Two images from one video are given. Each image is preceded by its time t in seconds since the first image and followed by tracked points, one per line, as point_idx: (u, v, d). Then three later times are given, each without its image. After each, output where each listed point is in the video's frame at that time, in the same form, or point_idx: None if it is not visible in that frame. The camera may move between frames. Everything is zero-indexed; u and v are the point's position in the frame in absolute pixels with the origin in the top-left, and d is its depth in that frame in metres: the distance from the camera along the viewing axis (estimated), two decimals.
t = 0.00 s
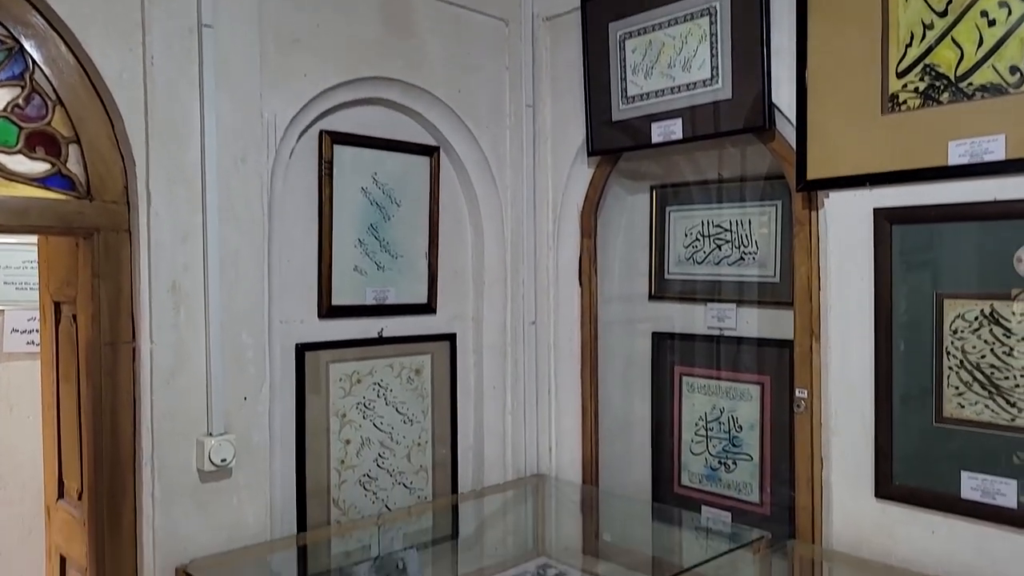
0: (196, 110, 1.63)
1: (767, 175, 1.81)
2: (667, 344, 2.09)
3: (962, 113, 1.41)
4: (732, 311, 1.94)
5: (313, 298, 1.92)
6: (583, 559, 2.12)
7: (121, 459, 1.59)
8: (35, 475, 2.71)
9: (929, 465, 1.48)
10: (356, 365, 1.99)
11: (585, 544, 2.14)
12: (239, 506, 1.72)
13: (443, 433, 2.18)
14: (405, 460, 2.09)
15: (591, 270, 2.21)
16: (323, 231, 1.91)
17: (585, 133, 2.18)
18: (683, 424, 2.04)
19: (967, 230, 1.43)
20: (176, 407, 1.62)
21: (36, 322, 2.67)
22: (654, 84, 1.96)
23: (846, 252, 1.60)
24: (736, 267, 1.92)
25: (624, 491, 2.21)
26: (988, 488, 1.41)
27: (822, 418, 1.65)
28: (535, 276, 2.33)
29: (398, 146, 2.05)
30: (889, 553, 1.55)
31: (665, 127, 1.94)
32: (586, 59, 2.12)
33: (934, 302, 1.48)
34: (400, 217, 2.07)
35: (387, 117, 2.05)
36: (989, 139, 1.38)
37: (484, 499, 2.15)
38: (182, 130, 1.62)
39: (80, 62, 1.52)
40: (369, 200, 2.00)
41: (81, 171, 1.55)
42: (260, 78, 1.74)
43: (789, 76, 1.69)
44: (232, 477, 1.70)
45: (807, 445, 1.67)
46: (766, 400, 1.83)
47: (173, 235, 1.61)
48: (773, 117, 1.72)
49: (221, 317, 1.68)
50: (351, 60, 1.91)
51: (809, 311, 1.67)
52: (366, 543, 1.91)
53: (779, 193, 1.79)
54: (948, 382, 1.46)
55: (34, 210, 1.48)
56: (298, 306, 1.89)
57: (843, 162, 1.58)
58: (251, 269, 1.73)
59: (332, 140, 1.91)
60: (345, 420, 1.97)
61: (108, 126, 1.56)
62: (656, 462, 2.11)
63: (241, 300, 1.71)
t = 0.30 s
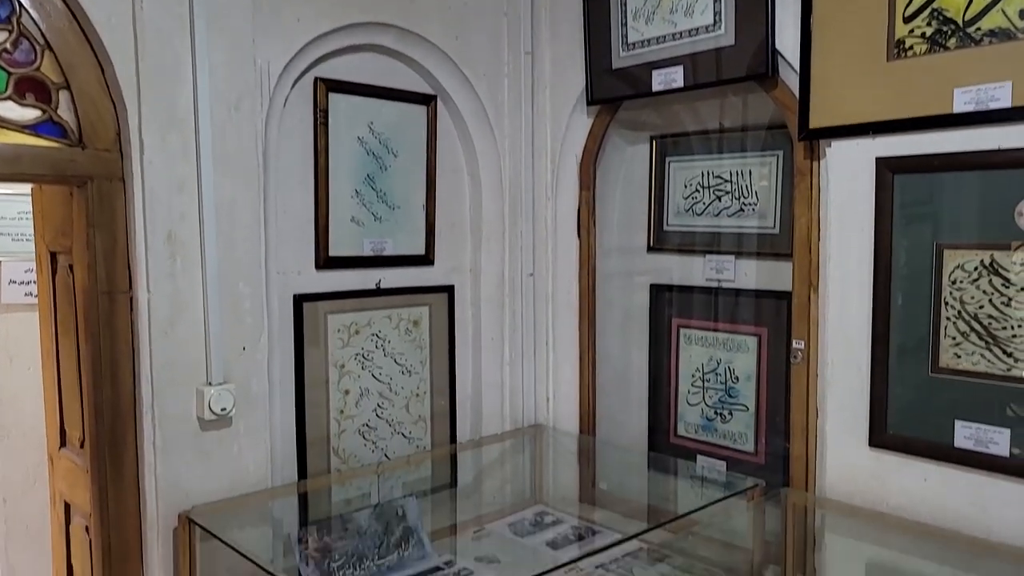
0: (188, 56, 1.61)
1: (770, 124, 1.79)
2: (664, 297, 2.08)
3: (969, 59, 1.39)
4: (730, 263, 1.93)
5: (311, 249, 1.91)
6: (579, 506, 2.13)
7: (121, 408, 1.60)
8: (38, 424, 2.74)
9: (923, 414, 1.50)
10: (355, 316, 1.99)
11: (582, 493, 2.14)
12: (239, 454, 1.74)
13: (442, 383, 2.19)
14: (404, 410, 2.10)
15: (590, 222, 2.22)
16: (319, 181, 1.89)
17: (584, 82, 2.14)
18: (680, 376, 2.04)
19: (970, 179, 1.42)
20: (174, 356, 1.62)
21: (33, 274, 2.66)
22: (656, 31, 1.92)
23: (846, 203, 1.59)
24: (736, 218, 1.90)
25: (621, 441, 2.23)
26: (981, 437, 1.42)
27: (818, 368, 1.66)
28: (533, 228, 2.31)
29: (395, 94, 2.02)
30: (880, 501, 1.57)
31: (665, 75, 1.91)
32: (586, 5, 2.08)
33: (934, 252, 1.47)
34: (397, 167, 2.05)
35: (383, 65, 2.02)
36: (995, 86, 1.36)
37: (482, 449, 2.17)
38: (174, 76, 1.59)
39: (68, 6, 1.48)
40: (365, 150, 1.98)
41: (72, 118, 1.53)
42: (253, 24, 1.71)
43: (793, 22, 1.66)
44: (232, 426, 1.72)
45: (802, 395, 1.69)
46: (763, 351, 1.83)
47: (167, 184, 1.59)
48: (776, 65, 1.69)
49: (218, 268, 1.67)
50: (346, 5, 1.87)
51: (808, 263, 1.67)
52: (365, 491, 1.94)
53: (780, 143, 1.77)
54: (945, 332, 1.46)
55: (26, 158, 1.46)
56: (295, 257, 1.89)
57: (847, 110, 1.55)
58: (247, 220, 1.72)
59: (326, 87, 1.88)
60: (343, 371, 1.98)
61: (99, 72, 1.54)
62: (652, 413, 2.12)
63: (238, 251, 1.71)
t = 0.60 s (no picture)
0: (179, 14, 1.58)
1: (771, 85, 1.76)
2: (663, 261, 2.07)
3: (973, 16, 1.36)
4: (729, 227, 1.91)
5: (307, 212, 1.90)
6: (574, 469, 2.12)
7: (119, 370, 1.61)
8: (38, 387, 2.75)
9: (918, 376, 1.50)
10: (352, 279, 1.99)
11: (579, 455, 2.14)
12: (238, 416, 1.75)
13: (439, 347, 2.20)
14: (401, 373, 2.11)
15: (588, 184, 2.20)
16: (315, 143, 1.87)
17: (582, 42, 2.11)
18: (677, 339, 2.05)
19: (971, 140, 1.41)
20: (170, 317, 1.62)
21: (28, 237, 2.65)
22: None
23: (846, 164, 1.58)
24: (735, 180, 1.88)
25: (617, 403, 2.23)
26: (975, 398, 1.43)
27: (815, 330, 1.66)
28: (530, 191, 2.30)
29: (391, 54, 1.99)
30: (874, 461, 1.58)
31: (665, 34, 1.89)
32: None
33: (933, 214, 1.47)
34: (393, 129, 2.03)
35: (378, 23, 1.99)
36: (999, 44, 1.34)
37: (480, 413, 2.20)
38: (166, 34, 1.57)
39: None
40: (361, 111, 1.95)
41: (64, 77, 1.51)
42: None
43: None
44: (230, 389, 1.73)
45: (799, 357, 1.69)
46: (760, 314, 1.83)
47: (161, 144, 1.58)
48: (778, 23, 1.67)
49: (213, 230, 1.66)
50: None
51: (807, 225, 1.66)
52: (364, 453, 1.95)
53: (781, 104, 1.75)
54: (942, 295, 1.46)
55: (18, 118, 1.44)
56: (291, 220, 1.88)
57: (849, 70, 1.54)
58: (242, 182, 1.70)
59: (321, 46, 1.85)
60: (341, 334, 1.98)
61: (89, 30, 1.51)
62: (649, 376, 2.13)
63: (233, 213, 1.70)
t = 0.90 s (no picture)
0: None
1: (771, 54, 1.75)
2: (661, 234, 2.06)
3: None
4: (727, 198, 1.90)
5: (303, 183, 1.89)
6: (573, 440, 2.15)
7: (117, 341, 1.61)
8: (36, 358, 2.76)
9: (914, 347, 1.51)
10: (350, 251, 1.98)
11: (577, 427, 2.16)
12: (236, 387, 1.75)
13: (437, 319, 2.20)
14: (399, 345, 2.11)
15: (586, 157, 2.19)
16: (310, 113, 1.86)
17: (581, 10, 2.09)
18: (675, 311, 2.04)
19: (971, 110, 1.40)
20: (167, 288, 1.62)
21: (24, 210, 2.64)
22: None
23: (846, 134, 1.57)
24: (734, 151, 1.87)
25: (614, 375, 2.24)
26: (970, 368, 1.44)
27: (812, 301, 1.67)
28: (528, 163, 2.29)
29: (387, 23, 1.97)
30: (869, 432, 1.59)
31: (665, 2, 1.88)
32: None
33: (932, 184, 1.46)
34: (390, 99, 2.01)
35: None
36: (1002, 11, 1.33)
37: (477, 384, 2.20)
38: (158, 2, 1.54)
39: None
40: (356, 81, 1.93)
41: (55, 46, 1.49)
42: None
43: None
44: (228, 360, 1.73)
45: (796, 328, 1.70)
46: (758, 286, 1.83)
47: (155, 114, 1.56)
48: None
49: (209, 201, 1.65)
50: None
51: (805, 194, 1.65)
52: (362, 425, 1.96)
53: (781, 73, 1.73)
54: (940, 266, 1.46)
55: (10, 87, 1.42)
56: (287, 191, 1.87)
57: (849, 38, 1.52)
58: (237, 152, 1.69)
59: (315, 15, 1.83)
60: (338, 306, 1.98)
61: None
62: (646, 348, 2.13)
63: (229, 184, 1.68)
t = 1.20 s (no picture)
0: None
1: (772, 26, 1.72)
2: (659, 208, 2.05)
3: None
4: (725, 170, 1.89)
5: (298, 156, 1.88)
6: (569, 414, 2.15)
7: (111, 314, 1.60)
8: (33, 332, 2.76)
9: (909, 320, 1.51)
10: (344, 225, 1.97)
11: (573, 401, 2.17)
12: (232, 360, 1.75)
13: (433, 294, 2.19)
14: (395, 319, 2.11)
15: (583, 126, 2.17)
16: (304, 85, 1.84)
17: None
18: (671, 286, 2.04)
19: (971, 80, 1.38)
20: (160, 260, 1.61)
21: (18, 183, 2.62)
22: None
23: (844, 106, 1.56)
24: (732, 123, 1.85)
25: (610, 349, 2.24)
26: (965, 341, 1.44)
27: (809, 275, 1.66)
28: (525, 136, 2.27)
29: None
30: (864, 404, 1.60)
31: None
32: None
33: (931, 156, 1.45)
34: (384, 71, 1.99)
35: None
36: None
37: (473, 357, 2.20)
38: None
39: None
40: (350, 52, 1.91)
41: (43, 15, 1.47)
42: None
43: None
44: (223, 333, 1.73)
45: (791, 302, 1.69)
46: (754, 261, 1.82)
47: (146, 85, 1.55)
48: None
49: (202, 173, 1.64)
50: None
51: (803, 166, 1.64)
52: (358, 399, 1.97)
53: (781, 45, 1.71)
54: (936, 238, 1.46)
55: None
56: (282, 164, 1.85)
57: (850, 8, 1.50)
58: (230, 124, 1.67)
59: None
60: (334, 281, 1.97)
61: None
62: (642, 322, 2.12)
63: (222, 157, 1.67)
